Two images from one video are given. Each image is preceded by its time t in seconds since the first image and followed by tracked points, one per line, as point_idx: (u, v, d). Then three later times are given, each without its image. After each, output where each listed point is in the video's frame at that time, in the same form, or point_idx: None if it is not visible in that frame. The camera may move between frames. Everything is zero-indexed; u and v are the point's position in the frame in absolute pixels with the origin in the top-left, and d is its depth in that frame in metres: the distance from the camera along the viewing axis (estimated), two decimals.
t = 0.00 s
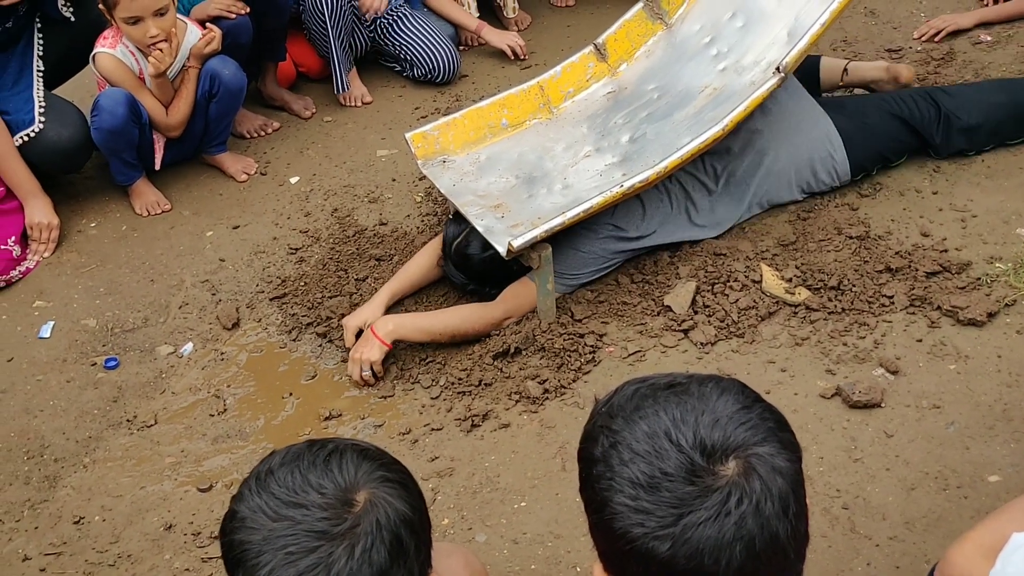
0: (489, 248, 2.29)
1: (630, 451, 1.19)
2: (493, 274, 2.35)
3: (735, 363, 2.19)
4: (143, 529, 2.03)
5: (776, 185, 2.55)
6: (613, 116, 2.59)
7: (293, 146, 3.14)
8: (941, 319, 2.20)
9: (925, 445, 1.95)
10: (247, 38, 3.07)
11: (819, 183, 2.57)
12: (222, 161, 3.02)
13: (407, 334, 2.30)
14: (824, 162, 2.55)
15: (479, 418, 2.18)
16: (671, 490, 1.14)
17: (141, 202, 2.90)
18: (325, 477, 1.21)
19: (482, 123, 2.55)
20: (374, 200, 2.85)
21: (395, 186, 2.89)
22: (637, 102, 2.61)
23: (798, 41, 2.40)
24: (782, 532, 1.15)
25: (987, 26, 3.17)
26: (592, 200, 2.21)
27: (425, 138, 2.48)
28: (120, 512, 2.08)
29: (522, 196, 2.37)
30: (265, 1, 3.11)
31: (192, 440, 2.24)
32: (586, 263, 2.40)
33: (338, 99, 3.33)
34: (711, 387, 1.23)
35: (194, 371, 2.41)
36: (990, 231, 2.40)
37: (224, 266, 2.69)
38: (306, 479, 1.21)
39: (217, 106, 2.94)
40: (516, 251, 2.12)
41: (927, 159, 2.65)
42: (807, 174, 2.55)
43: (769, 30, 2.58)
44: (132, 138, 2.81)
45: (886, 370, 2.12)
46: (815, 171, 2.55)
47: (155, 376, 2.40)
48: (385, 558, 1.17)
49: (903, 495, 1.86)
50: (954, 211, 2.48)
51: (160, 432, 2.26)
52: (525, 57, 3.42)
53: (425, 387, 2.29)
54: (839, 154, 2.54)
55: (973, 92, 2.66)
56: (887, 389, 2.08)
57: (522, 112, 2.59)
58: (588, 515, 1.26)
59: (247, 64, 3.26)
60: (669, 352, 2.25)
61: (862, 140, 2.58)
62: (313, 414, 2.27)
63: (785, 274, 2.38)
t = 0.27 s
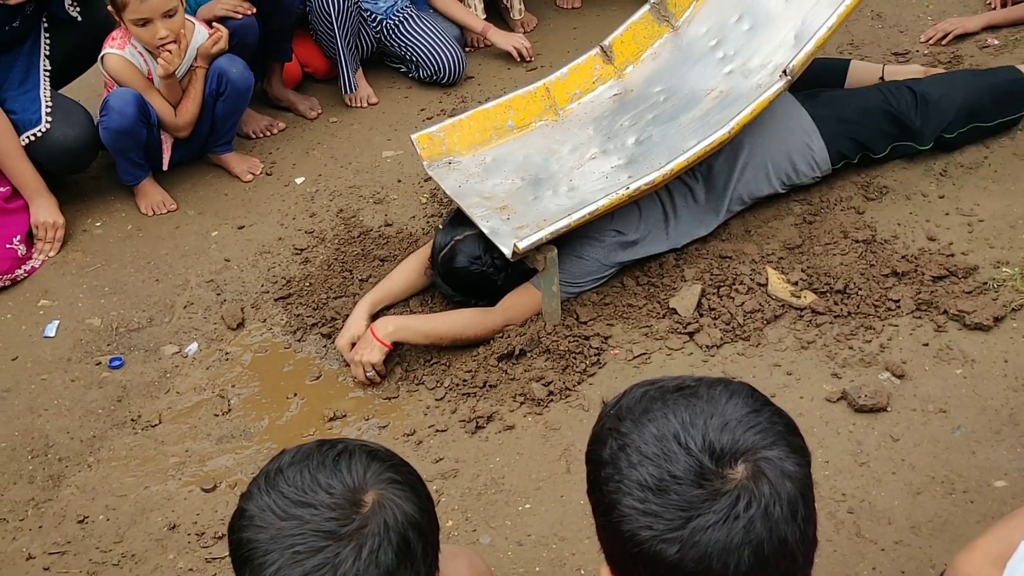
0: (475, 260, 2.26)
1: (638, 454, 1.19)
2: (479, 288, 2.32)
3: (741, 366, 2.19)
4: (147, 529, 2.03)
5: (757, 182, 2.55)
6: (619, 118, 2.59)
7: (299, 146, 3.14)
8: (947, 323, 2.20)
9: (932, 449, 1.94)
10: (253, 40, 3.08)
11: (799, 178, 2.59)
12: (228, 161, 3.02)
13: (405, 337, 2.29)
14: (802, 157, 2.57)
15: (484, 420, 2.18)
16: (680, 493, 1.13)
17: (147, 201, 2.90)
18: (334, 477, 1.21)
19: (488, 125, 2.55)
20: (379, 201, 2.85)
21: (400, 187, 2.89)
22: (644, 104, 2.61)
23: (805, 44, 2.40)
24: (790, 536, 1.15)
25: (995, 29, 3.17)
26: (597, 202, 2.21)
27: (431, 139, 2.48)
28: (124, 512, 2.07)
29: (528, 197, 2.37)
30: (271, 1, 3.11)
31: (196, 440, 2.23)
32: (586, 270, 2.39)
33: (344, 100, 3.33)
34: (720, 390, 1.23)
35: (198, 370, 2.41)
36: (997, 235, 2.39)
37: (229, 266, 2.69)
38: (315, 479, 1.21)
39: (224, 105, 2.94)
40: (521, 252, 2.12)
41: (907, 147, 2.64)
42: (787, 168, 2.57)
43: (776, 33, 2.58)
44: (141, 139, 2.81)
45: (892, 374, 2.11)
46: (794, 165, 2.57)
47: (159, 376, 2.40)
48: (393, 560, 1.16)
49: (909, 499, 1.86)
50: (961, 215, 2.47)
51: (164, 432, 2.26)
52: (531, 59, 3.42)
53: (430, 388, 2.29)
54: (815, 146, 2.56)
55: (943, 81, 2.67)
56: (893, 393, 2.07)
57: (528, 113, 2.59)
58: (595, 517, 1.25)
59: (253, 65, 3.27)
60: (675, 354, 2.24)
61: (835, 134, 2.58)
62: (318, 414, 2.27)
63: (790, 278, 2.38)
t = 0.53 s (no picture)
0: (461, 254, 2.18)
1: (644, 455, 1.18)
2: (460, 288, 2.22)
3: (744, 369, 2.18)
4: (149, 529, 2.03)
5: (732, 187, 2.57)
6: (624, 120, 2.59)
7: (303, 147, 3.14)
8: (952, 327, 2.19)
9: (936, 454, 1.94)
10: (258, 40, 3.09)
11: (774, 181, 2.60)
12: (232, 161, 3.02)
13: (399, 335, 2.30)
14: (772, 159, 2.60)
15: (486, 421, 2.18)
16: (685, 495, 1.13)
17: (151, 201, 2.90)
18: (340, 477, 1.21)
19: (493, 125, 2.55)
20: (383, 201, 2.85)
21: (404, 188, 2.89)
22: (648, 106, 2.61)
23: (810, 46, 2.39)
24: (796, 539, 1.14)
25: (1001, 33, 3.16)
26: (602, 204, 2.21)
27: (435, 140, 2.48)
28: (126, 511, 2.07)
29: (532, 199, 2.37)
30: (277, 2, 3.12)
31: (199, 440, 2.23)
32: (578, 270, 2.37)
33: (348, 101, 3.33)
34: (726, 392, 1.22)
35: (201, 370, 2.41)
36: (1002, 238, 2.38)
37: (233, 266, 2.69)
38: (320, 478, 1.21)
39: (229, 105, 2.95)
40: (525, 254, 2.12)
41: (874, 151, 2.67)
42: (760, 170, 2.59)
43: (781, 36, 2.57)
44: (146, 138, 2.82)
45: (897, 377, 2.10)
46: (765, 167, 2.59)
47: (163, 375, 2.40)
48: (397, 561, 1.16)
49: (913, 504, 1.85)
50: (966, 218, 2.46)
51: (167, 431, 2.26)
52: (535, 60, 3.42)
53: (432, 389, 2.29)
54: (784, 148, 2.60)
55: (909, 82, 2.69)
56: (897, 397, 2.07)
57: (533, 115, 2.59)
58: (600, 518, 1.25)
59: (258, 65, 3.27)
60: (678, 357, 2.24)
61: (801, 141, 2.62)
62: (320, 415, 2.27)
63: (795, 280, 2.37)
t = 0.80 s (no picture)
0: (460, 262, 2.17)
1: (647, 465, 1.18)
2: (454, 296, 2.21)
3: (746, 375, 2.18)
4: (150, 533, 2.03)
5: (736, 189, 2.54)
6: (627, 125, 2.58)
7: (306, 150, 3.14)
8: (956, 334, 2.18)
9: (939, 461, 1.93)
10: (261, 43, 3.09)
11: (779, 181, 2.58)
12: (235, 164, 3.02)
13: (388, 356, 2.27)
14: (775, 160, 2.57)
15: (488, 427, 2.17)
16: (688, 505, 1.13)
17: (154, 204, 2.90)
18: (343, 484, 1.21)
19: (495, 129, 2.55)
20: (386, 205, 2.84)
21: (407, 192, 2.89)
22: (651, 110, 2.60)
23: (814, 52, 2.39)
24: (800, 551, 1.13)
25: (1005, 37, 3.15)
26: (604, 209, 2.20)
27: (437, 144, 2.48)
28: (128, 515, 2.07)
29: (534, 203, 2.36)
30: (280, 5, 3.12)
31: (200, 443, 2.23)
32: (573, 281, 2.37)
33: (351, 104, 3.33)
34: (730, 402, 1.22)
35: (203, 374, 2.40)
36: (1006, 244, 2.38)
37: (235, 269, 2.69)
38: (324, 486, 1.21)
39: (231, 108, 2.95)
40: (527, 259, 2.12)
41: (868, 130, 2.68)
42: (764, 172, 2.56)
43: (785, 41, 2.56)
44: (149, 141, 2.82)
45: (900, 385, 2.10)
46: (768, 168, 2.56)
47: (164, 379, 2.40)
48: (399, 571, 1.15)
49: (916, 512, 1.85)
50: (970, 224, 2.45)
51: (168, 435, 2.26)
52: (538, 64, 3.41)
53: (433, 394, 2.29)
54: (787, 148, 2.57)
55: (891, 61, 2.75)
56: (900, 404, 2.06)
57: (536, 119, 2.59)
58: (604, 528, 1.25)
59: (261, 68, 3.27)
60: (680, 362, 2.23)
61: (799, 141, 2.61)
62: (322, 420, 2.27)
63: (798, 286, 2.37)
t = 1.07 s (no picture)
0: (459, 253, 2.20)
1: (658, 461, 1.18)
2: (448, 290, 2.21)
3: (752, 374, 2.17)
4: (155, 529, 2.03)
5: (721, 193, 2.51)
6: (633, 124, 2.58)
7: (311, 148, 3.14)
8: (962, 334, 2.18)
9: (946, 461, 1.92)
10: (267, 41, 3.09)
11: (765, 184, 2.53)
12: (240, 161, 3.02)
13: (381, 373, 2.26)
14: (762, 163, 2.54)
15: (493, 425, 2.17)
16: (700, 502, 1.12)
17: (159, 201, 2.90)
18: (353, 479, 1.20)
19: (501, 128, 2.55)
20: (391, 203, 2.84)
21: (412, 190, 2.88)
22: (657, 110, 2.60)
23: (821, 51, 2.38)
24: (811, 547, 1.13)
25: (1012, 38, 3.15)
26: (610, 207, 2.20)
27: (443, 142, 2.48)
28: (132, 512, 2.07)
29: (540, 202, 2.36)
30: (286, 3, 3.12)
31: (204, 440, 2.23)
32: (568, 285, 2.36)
33: (356, 102, 3.33)
34: (741, 398, 1.22)
35: (208, 371, 2.40)
36: (1013, 245, 2.37)
37: (240, 266, 2.69)
38: (334, 480, 1.20)
39: (237, 106, 2.95)
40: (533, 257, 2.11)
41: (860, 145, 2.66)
42: (748, 175, 2.53)
43: (791, 40, 2.56)
44: (155, 138, 2.81)
45: (906, 385, 2.09)
46: (753, 171, 2.53)
47: (169, 375, 2.39)
48: (409, 565, 1.15)
49: (922, 512, 1.84)
50: (976, 225, 2.45)
51: (173, 432, 2.26)
52: (544, 63, 3.41)
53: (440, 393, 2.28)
54: (772, 152, 2.55)
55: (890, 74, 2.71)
56: (907, 404, 2.06)
57: (542, 117, 2.59)
58: (614, 524, 1.24)
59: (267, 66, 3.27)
60: (686, 361, 2.23)
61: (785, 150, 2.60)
62: (327, 417, 2.27)
63: (804, 286, 2.36)
